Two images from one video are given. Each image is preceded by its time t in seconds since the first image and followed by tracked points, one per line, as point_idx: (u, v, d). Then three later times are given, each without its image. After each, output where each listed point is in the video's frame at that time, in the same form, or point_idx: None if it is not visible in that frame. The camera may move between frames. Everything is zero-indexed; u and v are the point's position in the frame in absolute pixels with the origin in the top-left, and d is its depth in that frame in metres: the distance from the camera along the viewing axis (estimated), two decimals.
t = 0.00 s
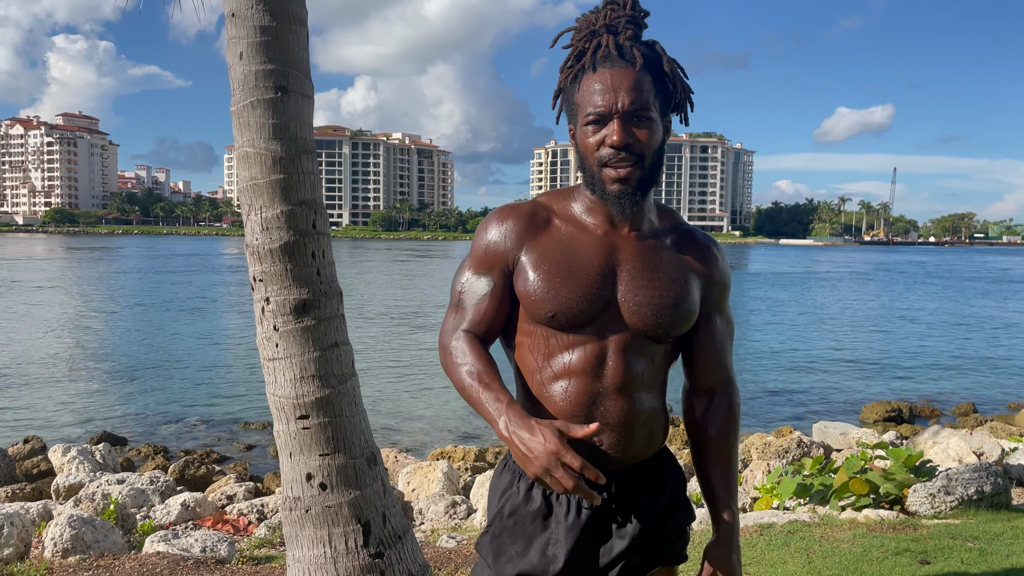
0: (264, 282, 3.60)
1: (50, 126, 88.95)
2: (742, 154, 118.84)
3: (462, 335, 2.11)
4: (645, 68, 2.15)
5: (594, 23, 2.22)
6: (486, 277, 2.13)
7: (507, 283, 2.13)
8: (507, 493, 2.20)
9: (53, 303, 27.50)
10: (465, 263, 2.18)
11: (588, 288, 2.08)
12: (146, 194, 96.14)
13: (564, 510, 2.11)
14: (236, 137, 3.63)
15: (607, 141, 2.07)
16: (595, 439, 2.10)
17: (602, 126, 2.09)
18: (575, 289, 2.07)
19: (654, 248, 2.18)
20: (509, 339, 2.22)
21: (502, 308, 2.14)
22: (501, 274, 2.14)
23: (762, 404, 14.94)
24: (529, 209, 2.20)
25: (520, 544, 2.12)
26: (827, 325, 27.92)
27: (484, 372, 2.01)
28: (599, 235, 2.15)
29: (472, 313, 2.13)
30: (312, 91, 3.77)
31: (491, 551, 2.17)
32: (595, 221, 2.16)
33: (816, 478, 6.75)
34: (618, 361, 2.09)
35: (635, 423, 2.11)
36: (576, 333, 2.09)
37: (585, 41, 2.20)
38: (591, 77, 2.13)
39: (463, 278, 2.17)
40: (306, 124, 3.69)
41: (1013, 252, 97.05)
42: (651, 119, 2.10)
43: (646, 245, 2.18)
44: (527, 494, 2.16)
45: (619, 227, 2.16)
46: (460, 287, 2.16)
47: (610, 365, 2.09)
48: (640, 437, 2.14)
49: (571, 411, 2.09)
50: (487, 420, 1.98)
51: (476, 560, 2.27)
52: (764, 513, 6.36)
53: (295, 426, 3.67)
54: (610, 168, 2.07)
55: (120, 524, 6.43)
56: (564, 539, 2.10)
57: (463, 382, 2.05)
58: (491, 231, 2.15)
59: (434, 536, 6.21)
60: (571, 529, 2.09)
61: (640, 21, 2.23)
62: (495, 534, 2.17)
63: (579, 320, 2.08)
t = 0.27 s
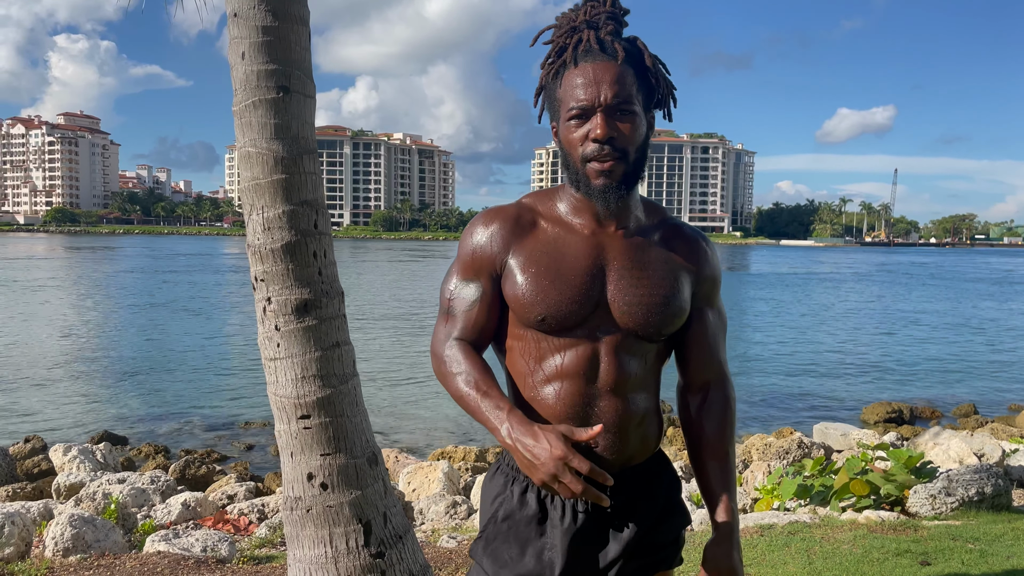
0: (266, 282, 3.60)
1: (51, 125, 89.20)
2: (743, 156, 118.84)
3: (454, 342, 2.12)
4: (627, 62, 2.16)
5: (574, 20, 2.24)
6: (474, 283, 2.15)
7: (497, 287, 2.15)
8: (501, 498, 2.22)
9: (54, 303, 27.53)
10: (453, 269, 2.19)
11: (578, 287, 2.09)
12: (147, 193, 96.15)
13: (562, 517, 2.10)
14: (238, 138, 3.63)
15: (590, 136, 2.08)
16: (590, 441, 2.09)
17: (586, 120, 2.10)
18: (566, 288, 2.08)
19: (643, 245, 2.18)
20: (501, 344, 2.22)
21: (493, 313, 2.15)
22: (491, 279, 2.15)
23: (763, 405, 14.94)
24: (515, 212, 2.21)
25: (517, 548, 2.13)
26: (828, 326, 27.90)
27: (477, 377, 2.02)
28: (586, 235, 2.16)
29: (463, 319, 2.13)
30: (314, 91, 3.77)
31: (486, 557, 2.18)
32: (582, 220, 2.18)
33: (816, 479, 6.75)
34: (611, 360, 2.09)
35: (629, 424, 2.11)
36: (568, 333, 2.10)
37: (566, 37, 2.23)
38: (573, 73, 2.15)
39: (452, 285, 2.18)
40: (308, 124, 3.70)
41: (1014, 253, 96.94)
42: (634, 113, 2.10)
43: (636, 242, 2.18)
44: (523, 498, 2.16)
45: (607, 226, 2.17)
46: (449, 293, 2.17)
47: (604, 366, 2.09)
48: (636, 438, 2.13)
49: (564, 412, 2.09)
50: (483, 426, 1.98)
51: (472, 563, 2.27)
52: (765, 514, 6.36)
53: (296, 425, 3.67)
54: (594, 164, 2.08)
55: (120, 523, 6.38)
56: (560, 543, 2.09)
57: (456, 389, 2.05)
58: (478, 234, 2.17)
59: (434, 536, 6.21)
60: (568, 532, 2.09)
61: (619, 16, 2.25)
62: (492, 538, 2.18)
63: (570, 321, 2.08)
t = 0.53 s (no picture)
0: (267, 283, 3.61)
1: (52, 126, 89.26)
2: (744, 156, 118.84)
3: (430, 347, 2.10)
4: (598, 54, 2.15)
5: (544, 15, 2.23)
6: (450, 286, 2.13)
7: (473, 289, 2.13)
8: (482, 504, 2.20)
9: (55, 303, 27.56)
10: (429, 273, 2.17)
11: (557, 284, 2.06)
12: (148, 193, 96.16)
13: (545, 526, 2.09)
14: (240, 138, 3.64)
15: (563, 128, 2.06)
16: (574, 446, 2.06)
17: (557, 114, 2.09)
18: (543, 286, 2.06)
19: (623, 239, 2.16)
20: (481, 347, 2.20)
21: (469, 317, 2.13)
22: (467, 282, 2.13)
23: (763, 406, 14.96)
24: (490, 213, 2.20)
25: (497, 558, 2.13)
26: (829, 327, 27.92)
27: (454, 382, 2.00)
28: (563, 231, 2.14)
29: (439, 324, 2.11)
30: (316, 92, 3.78)
31: (467, 563, 2.18)
32: (558, 217, 2.16)
33: (817, 481, 6.75)
34: (594, 358, 2.06)
35: (614, 425, 2.07)
36: (548, 332, 2.06)
37: (536, 32, 2.22)
38: (544, 66, 2.13)
39: (427, 290, 2.16)
40: (309, 124, 3.70)
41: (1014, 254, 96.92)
42: (606, 104, 2.09)
43: (615, 236, 2.16)
44: (506, 506, 2.15)
45: (583, 220, 2.16)
46: (425, 299, 2.15)
47: (588, 364, 2.05)
48: (622, 438, 2.10)
49: (547, 414, 2.05)
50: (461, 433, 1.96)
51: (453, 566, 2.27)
52: (766, 515, 6.37)
53: (297, 426, 3.68)
54: (567, 157, 2.07)
55: (121, 523, 6.38)
56: (541, 554, 2.09)
57: (433, 396, 2.03)
58: (454, 237, 2.15)
59: (434, 537, 6.22)
60: (548, 542, 2.09)
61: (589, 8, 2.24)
62: (472, 544, 2.18)
63: (548, 318, 2.05)
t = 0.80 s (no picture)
0: (268, 284, 3.62)
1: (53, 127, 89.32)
2: (744, 158, 118.94)
3: (393, 351, 2.07)
4: (561, 50, 2.15)
5: (507, 12, 2.24)
6: (414, 288, 2.10)
7: (436, 290, 2.11)
8: (449, 513, 2.18)
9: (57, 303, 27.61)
10: (393, 278, 2.15)
11: (519, 280, 2.03)
12: (149, 194, 96.21)
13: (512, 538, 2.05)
14: (241, 140, 3.65)
15: (524, 123, 2.05)
16: (546, 451, 2.01)
17: (519, 109, 2.09)
18: (506, 283, 2.03)
19: (589, 234, 2.13)
20: (447, 350, 2.17)
21: (433, 319, 2.10)
22: (430, 283, 2.11)
23: (764, 407, 14.98)
24: (453, 214, 2.18)
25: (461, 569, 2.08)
26: (830, 328, 27.96)
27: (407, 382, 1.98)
28: (527, 229, 2.13)
29: (402, 328, 2.08)
30: (317, 93, 3.78)
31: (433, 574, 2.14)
32: (523, 214, 2.15)
33: (817, 482, 6.76)
34: (563, 356, 2.00)
35: (585, 427, 2.02)
36: (514, 330, 2.02)
37: (499, 28, 2.22)
38: (506, 62, 2.13)
39: (392, 294, 2.14)
40: (310, 125, 3.71)
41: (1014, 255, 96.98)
42: (568, 99, 2.09)
43: (582, 232, 2.14)
44: (472, 517, 2.11)
45: (547, 216, 2.16)
46: (389, 304, 2.12)
47: (557, 363, 2.00)
48: (593, 443, 2.05)
49: (515, 418, 2.01)
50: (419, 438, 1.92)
51: None
52: (766, 517, 6.38)
53: (298, 427, 3.68)
54: (528, 152, 2.06)
55: (122, 523, 6.37)
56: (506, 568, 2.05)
57: (392, 400, 1.99)
58: (417, 238, 2.13)
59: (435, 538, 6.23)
60: (514, 556, 2.04)
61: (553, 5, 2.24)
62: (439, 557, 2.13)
63: (512, 315, 2.02)
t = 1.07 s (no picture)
0: (269, 284, 3.62)
1: (54, 128, 89.32)
2: (744, 158, 118.94)
3: (355, 359, 2.05)
4: (531, 49, 2.12)
5: (476, 6, 2.21)
6: (378, 294, 2.08)
7: (400, 295, 2.08)
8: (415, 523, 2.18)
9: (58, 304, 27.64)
10: (357, 282, 2.13)
11: (484, 286, 2.01)
12: (149, 194, 96.24)
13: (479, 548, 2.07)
14: (242, 140, 3.66)
15: (491, 125, 2.04)
16: (514, 458, 2.01)
17: (486, 109, 2.07)
18: (471, 288, 2.01)
19: (558, 236, 2.12)
20: (414, 355, 2.15)
21: (397, 325, 2.08)
22: (394, 289, 2.09)
23: (764, 407, 14.98)
24: (418, 215, 2.15)
25: None
26: (831, 329, 27.97)
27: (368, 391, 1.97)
28: (494, 232, 2.11)
29: (364, 335, 2.06)
30: (318, 93, 3.78)
31: None
32: (489, 217, 2.14)
33: (818, 483, 6.75)
34: (532, 362, 1.99)
35: (553, 433, 2.02)
36: (480, 335, 2.01)
37: (468, 22, 2.18)
38: (475, 59, 2.10)
39: (355, 299, 2.11)
40: (311, 126, 3.71)
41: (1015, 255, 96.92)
42: (537, 100, 2.07)
43: (550, 234, 2.12)
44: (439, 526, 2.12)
45: (514, 218, 2.14)
46: (353, 309, 2.09)
47: (525, 369, 1.99)
48: (562, 450, 2.05)
49: (482, 425, 2.01)
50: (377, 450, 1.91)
51: None
52: (767, 517, 6.38)
53: (298, 427, 3.68)
54: (495, 155, 2.04)
55: (123, 524, 6.37)
56: None
57: (353, 410, 1.97)
58: (380, 241, 2.10)
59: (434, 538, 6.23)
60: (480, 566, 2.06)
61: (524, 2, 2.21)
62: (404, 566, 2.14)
63: (477, 323, 2.01)
